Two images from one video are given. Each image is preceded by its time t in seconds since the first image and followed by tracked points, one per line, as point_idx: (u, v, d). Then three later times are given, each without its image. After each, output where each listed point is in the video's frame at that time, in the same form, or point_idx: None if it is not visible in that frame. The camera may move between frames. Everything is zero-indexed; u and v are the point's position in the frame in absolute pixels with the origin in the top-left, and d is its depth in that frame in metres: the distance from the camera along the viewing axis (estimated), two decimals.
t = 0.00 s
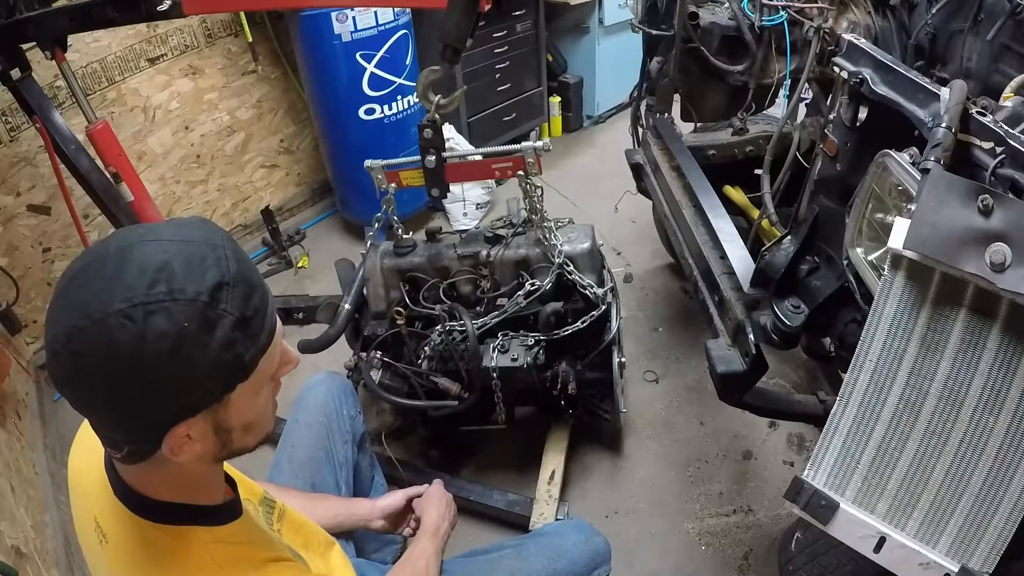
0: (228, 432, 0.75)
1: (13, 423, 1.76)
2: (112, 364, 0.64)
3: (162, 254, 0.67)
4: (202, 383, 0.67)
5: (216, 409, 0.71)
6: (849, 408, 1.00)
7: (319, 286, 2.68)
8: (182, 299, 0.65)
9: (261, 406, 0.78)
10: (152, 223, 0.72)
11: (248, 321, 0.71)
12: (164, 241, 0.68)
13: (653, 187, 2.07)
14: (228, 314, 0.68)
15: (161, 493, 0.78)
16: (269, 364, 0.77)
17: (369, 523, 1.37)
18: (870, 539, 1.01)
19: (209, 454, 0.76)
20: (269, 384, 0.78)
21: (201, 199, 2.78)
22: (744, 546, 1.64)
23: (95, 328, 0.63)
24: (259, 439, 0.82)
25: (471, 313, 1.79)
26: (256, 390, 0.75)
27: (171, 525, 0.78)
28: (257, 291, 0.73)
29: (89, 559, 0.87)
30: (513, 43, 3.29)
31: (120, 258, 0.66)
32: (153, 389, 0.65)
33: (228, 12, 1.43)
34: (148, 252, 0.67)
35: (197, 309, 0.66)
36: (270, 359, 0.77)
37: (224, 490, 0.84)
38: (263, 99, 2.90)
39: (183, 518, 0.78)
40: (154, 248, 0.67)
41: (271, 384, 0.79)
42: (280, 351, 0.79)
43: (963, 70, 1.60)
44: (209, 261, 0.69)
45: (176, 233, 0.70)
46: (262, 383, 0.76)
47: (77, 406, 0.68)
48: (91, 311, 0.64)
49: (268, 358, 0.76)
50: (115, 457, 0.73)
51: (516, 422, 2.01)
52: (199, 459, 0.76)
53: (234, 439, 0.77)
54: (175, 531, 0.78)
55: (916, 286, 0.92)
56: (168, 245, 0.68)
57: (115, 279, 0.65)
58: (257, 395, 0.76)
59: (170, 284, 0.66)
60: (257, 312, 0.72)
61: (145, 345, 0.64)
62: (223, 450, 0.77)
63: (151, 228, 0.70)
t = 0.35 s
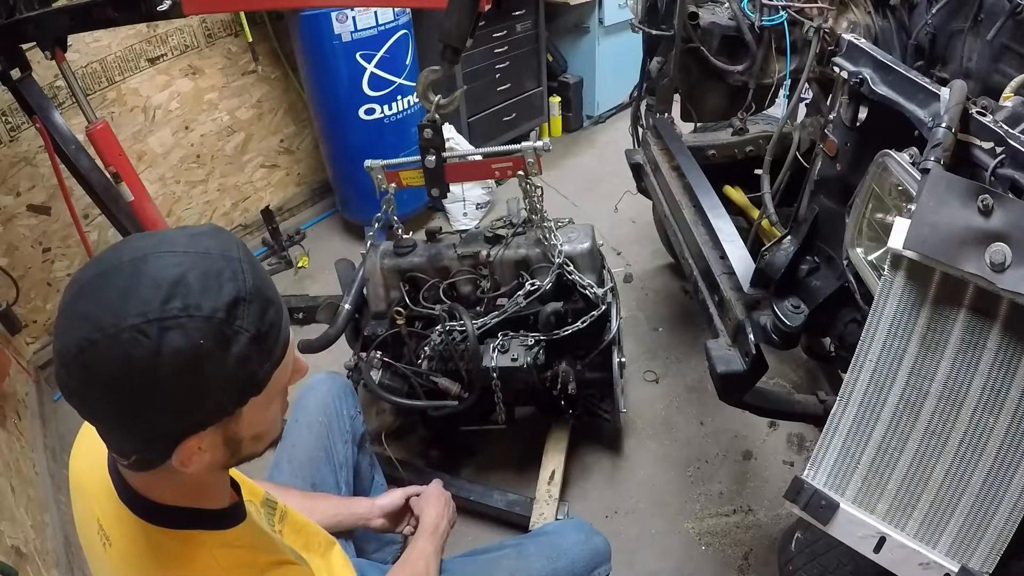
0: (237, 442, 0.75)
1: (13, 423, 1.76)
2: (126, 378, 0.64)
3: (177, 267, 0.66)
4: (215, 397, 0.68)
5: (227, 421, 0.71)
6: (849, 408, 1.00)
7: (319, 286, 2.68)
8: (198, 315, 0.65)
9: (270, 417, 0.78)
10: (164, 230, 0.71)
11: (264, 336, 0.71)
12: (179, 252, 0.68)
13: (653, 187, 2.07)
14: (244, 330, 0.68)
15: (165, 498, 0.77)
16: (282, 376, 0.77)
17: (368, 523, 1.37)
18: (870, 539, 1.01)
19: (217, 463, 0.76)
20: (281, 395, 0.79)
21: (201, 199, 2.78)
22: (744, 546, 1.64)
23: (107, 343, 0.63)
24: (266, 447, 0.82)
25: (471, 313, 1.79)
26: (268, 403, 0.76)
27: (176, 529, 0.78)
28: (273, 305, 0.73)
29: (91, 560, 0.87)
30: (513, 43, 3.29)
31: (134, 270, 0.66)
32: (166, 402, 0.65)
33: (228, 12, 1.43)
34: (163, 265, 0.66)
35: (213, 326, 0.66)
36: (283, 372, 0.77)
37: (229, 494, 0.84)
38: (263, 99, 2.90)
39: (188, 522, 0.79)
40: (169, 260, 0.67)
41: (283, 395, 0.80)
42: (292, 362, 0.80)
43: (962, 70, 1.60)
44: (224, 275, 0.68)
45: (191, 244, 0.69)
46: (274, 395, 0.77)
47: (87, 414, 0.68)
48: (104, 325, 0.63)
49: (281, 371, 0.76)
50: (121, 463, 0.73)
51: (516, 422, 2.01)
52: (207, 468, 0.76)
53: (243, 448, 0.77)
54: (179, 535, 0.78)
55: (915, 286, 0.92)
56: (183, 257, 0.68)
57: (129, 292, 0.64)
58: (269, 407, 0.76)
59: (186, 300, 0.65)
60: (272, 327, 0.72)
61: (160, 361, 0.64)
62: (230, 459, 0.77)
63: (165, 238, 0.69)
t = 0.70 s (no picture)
0: (239, 449, 0.75)
1: (13, 423, 1.76)
2: (129, 389, 0.64)
3: (182, 278, 0.66)
4: (218, 409, 0.68)
5: (230, 431, 0.72)
6: (849, 408, 1.00)
7: (318, 286, 2.69)
8: (203, 328, 0.65)
9: (273, 425, 0.78)
10: (169, 238, 0.71)
11: (269, 348, 0.71)
12: (184, 262, 0.68)
13: (653, 187, 2.08)
14: (249, 342, 0.68)
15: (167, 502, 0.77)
16: (286, 386, 0.77)
17: (368, 523, 1.37)
18: (870, 539, 1.01)
19: (219, 470, 0.76)
20: (284, 403, 0.79)
21: (201, 199, 2.78)
22: (744, 546, 1.64)
23: (109, 353, 0.63)
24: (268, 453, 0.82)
25: (471, 313, 1.79)
26: (271, 411, 0.76)
27: (176, 533, 0.78)
28: (278, 316, 0.73)
29: (91, 560, 0.87)
30: (513, 43, 3.29)
31: (138, 280, 0.66)
32: (169, 413, 0.66)
33: (228, 12, 1.43)
34: (168, 275, 0.66)
35: (218, 339, 0.66)
36: (287, 379, 0.78)
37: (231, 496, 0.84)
38: (263, 99, 2.90)
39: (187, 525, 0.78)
40: (174, 271, 0.67)
41: (286, 403, 0.80)
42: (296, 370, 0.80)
43: (963, 70, 1.60)
44: (230, 286, 0.68)
45: (196, 254, 0.69)
46: (277, 403, 0.77)
47: (89, 422, 0.68)
48: (107, 335, 0.63)
49: (285, 380, 0.77)
50: (122, 468, 0.73)
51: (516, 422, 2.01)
52: (209, 474, 0.76)
53: (245, 455, 0.77)
54: (179, 538, 0.78)
55: (915, 286, 0.92)
56: (189, 267, 0.67)
57: (133, 302, 0.64)
58: (271, 415, 0.76)
59: (191, 312, 0.65)
60: (278, 338, 0.72)
61: (164, 373, 0.64)
62: (233, 466, 0.77)
63: (170, 246, 0.69)
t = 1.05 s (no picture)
0: (222, 450, 0.75)
1: (13, 423, 1.76)
2: (101, 392, 0.64)
3: (153, 278, 0.66)
4: (193, 411, 0.68)
5: (209, 432, 0.71)
6: (849, 408, 1.00)
7: (319, 286, 2.68)
8: (173, 329, 0.65)
9: (256, 423, 0.78)
10: (142, 237, 0.71)
11: (244, 348, 0.71)
12: (155, 262, 0.67)
13: (653, 187, 2.08)
14: (223, 343, 0.68)
15: (157, 504, 0.77)
16: (266, 384, 0.77)
17: (366, 527, 1.38)
18: (870, 539, 1.01)
19: (203, 471, 0.76)
20: (266, 401, 0.79)
21: (201, 199, 2.78)
22: (744, 546, 1.64)
23: (81, 357, 0.63)
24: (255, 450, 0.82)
25: (471, 313, 1.79)
26: (252, 410, 0.76)
27: (168, 534, 0.78)
28: (254, 314, 0.73)
29: (89, 565, 0.87)
30: (513, 43, 3.29)
31: (109, 281, 0.66)
32: (142, 415, 0.66)
33: (228, 11, 1.43)
34: (139, 275, 0.66)
35: (189, 340, 0.65)
36: (268, 377, 0.77)
37: (223, 492, 0.83)
38: (263, 99, 2.90)
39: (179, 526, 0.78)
40: (145, 271, 0.67)
41: (268, 402, 0.80)
42: (277, 367, 0.80)
43: (963, 70, 1.60)
44: (202, 286, 0.68)
45: (169, 253, 0.69)
46: (257, 402, 0.77)
47: (65, 425, 0.68)
48: (79, 339, 0.63)
49: (265, 379, 0.77)
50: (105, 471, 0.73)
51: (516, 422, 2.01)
52: (195, 475, 0.76)
53: (229, 456, 0.77)
54: (172, 539, 0.78)
55: (915, 286, 0.92)
56: (160, 267, 0.67)
57: (104, 304, 0.64)
58: (252, 414, 0.76)
59: (161, 313, 0.65)
60: (254, 337, 0.72)
61: (135, 376, 0.64)
62: (217, 467, 0.77)
63: (142, 246, 0.69)
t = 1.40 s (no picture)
0: (231, 446, 0.75)
1: (13, 423, 1.76)
2: (118, 384, 0.63)
3: (171, 272, 0.66)
4: (209, 404, 0.68)
5: (220, 426, 0.72)
6: (849, 408, 1.00)
7: (319, 286, 2.69)
8: (193, 322, 0.65)
9: (264, 421, 0.79)
10: (157, 232, 0.71)
11: (260, 342, 0.71)
12: (173, 256, 0.68)
13: (653, 187, 2.08)
14: (240, 337, 0.68)
15: (163, 501, 0.77)
16: (275, 381, 0.78)
17: (367, 528, 1.38)
18: (870, 539, 1.01)
19: (210, 467, 0.76)
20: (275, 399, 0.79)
21: (201, 199, 2.78)
22: (744, 546, 1.64)
23: (99, 348, 0.63)
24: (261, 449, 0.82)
25: (471, 313, 1.79)
26: (262, 407, 0.76)
27: (171, 531, 0.78)
28: (269, 310, 0.73)
29: (92, 562, 0.87)
30: (513, 44, 3.29)
31: (127, 274, 0.65)
32: (158, 407, 0.65)
33: (228, 11, 1.43)
34: (157, 269, 0.66)
35: (208, 333, 0.66)
36: (277, 376, 0.78)
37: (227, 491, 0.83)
38: (263, 99, 2.90)
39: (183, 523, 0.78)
40: (163, 264, 0.67)
41: (277, 400, 0.80)
42: (286, 366, 0.81)
43: (963, 70, 1.60)
44: (220, 280, 0.68)
45: (186, 248, 0.69)
46: (267, 399, 0.77)
47: (76, 418, 0.67)
48: (96, 331, 0.63)
49: (275, 377, 0.77)
50: (112, 465, 0.72)
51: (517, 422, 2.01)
52: (202, 471, 0.76)
53: (237, 452, 0.77)
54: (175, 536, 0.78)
55: (915, 286, 0.92)
56: (178, 261, 0.67)
57: (122, 296, 0.64)
58: (262, 411, 0.77)
59: (181, 306, 0.65)
60: (269, 332, 0.73)
61: (154, 368, 0.63)
62: (224, 463, 0.77)
63: (158, 241, 0.69)
